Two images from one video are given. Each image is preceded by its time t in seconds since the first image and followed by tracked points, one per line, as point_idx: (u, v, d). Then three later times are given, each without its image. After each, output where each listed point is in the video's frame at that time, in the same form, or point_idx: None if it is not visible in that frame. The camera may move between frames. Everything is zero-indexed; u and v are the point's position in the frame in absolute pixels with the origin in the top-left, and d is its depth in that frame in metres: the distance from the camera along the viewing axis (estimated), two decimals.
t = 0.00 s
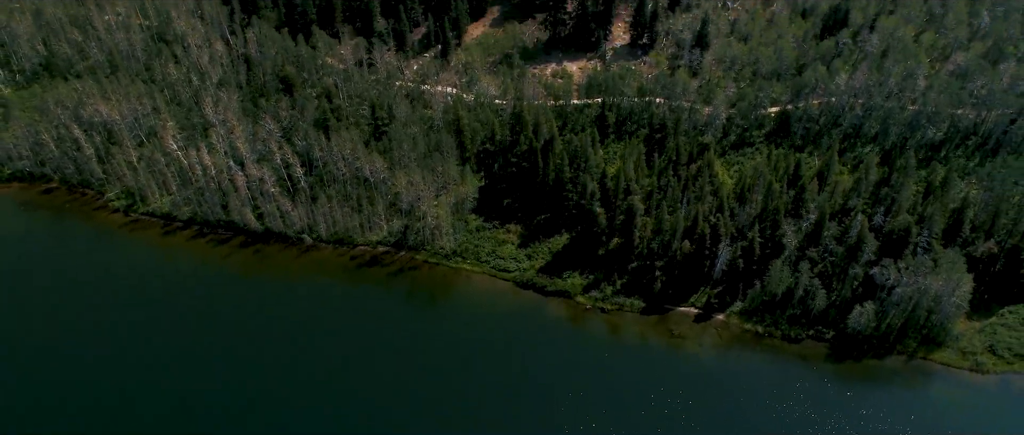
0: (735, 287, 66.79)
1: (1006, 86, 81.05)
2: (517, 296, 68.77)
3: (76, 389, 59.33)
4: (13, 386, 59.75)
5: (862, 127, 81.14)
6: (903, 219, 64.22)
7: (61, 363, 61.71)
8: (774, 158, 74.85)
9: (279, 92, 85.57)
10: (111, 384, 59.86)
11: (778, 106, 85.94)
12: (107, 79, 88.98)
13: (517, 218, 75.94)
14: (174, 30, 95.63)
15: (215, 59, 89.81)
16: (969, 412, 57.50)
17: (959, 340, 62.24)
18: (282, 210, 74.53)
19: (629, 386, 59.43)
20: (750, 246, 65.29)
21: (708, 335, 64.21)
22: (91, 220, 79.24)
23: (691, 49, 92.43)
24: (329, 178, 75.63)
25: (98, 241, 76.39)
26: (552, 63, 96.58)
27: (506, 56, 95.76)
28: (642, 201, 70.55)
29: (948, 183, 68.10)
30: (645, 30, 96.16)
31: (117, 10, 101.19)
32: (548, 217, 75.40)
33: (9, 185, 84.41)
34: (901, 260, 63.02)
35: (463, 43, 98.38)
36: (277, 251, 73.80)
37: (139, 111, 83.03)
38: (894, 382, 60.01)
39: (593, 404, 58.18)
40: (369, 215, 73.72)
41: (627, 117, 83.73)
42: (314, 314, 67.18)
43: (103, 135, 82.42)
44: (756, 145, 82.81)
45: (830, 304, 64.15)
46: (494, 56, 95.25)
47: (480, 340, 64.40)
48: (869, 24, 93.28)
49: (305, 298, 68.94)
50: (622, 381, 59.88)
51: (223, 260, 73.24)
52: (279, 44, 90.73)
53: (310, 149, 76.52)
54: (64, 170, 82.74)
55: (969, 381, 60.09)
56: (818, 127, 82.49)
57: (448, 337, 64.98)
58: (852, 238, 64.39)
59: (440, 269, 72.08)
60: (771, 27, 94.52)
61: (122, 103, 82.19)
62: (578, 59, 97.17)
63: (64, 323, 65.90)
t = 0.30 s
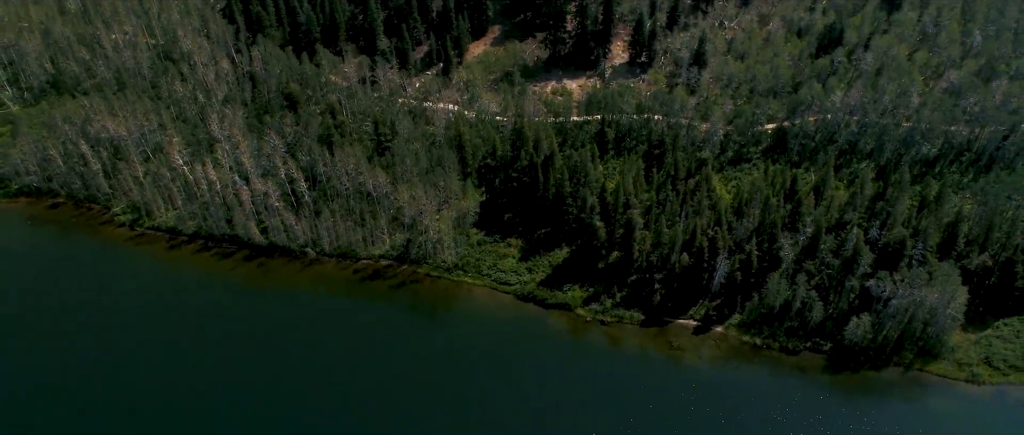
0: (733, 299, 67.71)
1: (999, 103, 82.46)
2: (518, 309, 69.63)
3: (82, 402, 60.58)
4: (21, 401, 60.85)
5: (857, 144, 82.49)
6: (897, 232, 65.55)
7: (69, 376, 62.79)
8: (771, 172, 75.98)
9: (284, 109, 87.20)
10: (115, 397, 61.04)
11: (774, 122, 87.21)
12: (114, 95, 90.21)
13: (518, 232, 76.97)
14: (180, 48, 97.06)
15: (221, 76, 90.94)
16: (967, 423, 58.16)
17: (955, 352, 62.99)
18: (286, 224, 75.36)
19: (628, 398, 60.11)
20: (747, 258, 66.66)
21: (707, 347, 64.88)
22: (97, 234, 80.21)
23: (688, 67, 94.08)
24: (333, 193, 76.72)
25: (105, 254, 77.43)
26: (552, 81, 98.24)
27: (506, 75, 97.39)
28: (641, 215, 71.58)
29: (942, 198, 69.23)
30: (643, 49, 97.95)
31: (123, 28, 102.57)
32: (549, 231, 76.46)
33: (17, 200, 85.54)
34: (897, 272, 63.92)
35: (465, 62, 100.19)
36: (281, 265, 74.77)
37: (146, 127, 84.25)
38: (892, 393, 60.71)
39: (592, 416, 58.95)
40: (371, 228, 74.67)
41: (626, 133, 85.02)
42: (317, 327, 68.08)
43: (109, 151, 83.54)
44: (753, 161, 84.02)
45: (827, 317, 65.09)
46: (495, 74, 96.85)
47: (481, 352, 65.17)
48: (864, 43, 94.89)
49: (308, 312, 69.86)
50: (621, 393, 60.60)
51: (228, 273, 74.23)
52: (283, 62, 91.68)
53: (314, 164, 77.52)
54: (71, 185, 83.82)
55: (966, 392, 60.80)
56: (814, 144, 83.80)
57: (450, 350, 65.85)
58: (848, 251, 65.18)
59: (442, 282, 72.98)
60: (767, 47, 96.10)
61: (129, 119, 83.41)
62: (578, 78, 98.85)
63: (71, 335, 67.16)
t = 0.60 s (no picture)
0: (731, 313, 68.56)
1: (992, 120, 83.77)
2: (519, 322, 70.50)
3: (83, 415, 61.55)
4: (24, 413, 61.88)
5: (853, 161, 83.76)
6: (893, 246, 66.62)
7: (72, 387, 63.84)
8: (769, 188, 77.00)
9: (289, 127, 88.69)
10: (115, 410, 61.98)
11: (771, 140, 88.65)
12: (121, 113, 91.41)
13: (519, 247, 78.00)
14: (187, 66, 98.52)
15: (227, 94, 92.30)
16: None
17: (951, 365, 63.73)
18: (290, 239, 76.37)
19: (627, 411, 60.85)
20: (746, 272, 67.80)
21: (707, 360, 65.61)
22: (103, 249, 81.17)
23: (687, 85, 95.62)
24: (336, 208, 77.77)
25: (111, 268, 78.49)
26: (552, 99, 99.80)
27: (508, 93, 98.74)
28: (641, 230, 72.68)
29: (937, 213, 70.34)
30: (642, 68, 99.52)
31: (131, 47, 103.98)
32: (549, 246, 77.54)
33: (24, 216, 86.63)
34: (893, 286, 64.68)
35: (466, 80, 101.65)
36: (285, 279, 75.71)
37: (152, 144, 85.42)
38: (890, 405, 61.47)
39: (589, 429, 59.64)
40: (375, 243, 75.83)
41: (625, 151, 86.14)
42: (319, 341, 68.97)
43: (116, 167, 84.56)
44: (751, 177, 85.14)
45: (824, 330, 65.87)
46: (496, 93, 98.38)
47: (481, 365, 65.98)
48: (859, 62, 96.40)
49: (310, 326, 70.77)
50: (621, 406, 61.31)
51: (232, 287, 75.17)
52: (288, 80, 92.89)
53: (319, 179, 78.48)
54: (78, 201, 84.88)
55: (963, 404, 61.52)
56: (811, 161, 84.99)
57: (451, 363, 66.62)
58: (844, 265, 66.45)
59: (444, 297, 73.89)
60: (763, 66, 97.68)
61: (136, 136, 84.62)
62: (578, 96, 100.46)
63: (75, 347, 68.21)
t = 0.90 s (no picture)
0: (730, 327, 69.29)
1: (985, 138, 85.11)
2: (520, 336, 71.30)
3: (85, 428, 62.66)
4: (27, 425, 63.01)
5: (849, 178, 84.99)
6: (888, 260, 67.87)
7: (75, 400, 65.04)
8: (766, 203, 78.14)
9: (293, 144, 90.00)
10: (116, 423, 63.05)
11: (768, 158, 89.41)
12: (127, 130, 92.62)
13: (520, 262, 78.99)
14: (193, 85, 100.01)
15: (233, 112, 93.66)
16: None
17: (947, 378, 64.53)
18: (294, 254, 77.35)
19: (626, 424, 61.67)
20: (743, 286, 68.74)
21: (706, 373, 66.36)
22: (109, 264, 82.17)
23: (685, 104, 97.23)
24: (339, 223, 78.78)
25: (116, 283, 79.52)
26: (552, 117, 101.30)
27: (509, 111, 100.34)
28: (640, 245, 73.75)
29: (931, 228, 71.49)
30: (640, 88, 101.23)
31: (138, 67, 105.51)
32: (550, 261, 78.54)
33: (31, 232, 87.64)
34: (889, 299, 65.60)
35: (468, 99, 103.20)
36: (288, 294, 76.62)
37: (159, 161, 86.60)
38: (889, 419, 62.27)
39: None
40: (377, 258, 76.76)
41: (624, 169, 87.46)
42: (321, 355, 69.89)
43: (122, 184, 85.72)
44: (748, 194, 86.59)
45: (822, 343, 66.54)
46: (497, 111, 99.73)
47: (481, 379, 66.82)
48: (854, 82, 97.95)
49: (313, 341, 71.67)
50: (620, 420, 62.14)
51: (236, 302, 76.13)
52: (293, 98, 94.10)
53: (322, 195, 79.68)
54: (84, 217, 85.90)
55: (959, 417, 62.28)
56: (808, 178, 86.31)
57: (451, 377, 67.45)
58: (840, 279, 67.51)
59: (445, 311, 74.78)
60: (760, 85, 99.15)
61: (142, 153, 85.84)
62: (578, 114, 102.00)
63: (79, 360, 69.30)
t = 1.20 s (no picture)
0: (729, 340, 69.99)
1: (979, 154, 86.53)
2: (522, 350, 72.16)
3: None
4: None
5: (845, 194, 86.16)
6: (885, 274, 68.44)
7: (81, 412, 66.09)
8: (764, 218, 79.25)
9: (298, 161, 91.16)
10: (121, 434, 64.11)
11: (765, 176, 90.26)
12: (134, 148, 93.97)
13: (521, 277, 79.95)
14: (199, 104, 101.54)
15: (238, 130, 95.01)
16: None
17: (945, 391, 65.36)
18: (298, 269, 78.39)
19: None
20: (742, 301, 69.27)
21: (706, 387, 67.14)
22: (115, 279, 83.18)
23: (683, 122, 98.75)
24: (343, 238, 79.98)
25: (122, 297, 80.49)
26: (552, 136, 102.74)
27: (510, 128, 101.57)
28: (640, 259, 74.86)
29: (927, 243, 72.62)
30: (640, 106, 102.79)
31: (145, 86, 107.15)
32: (551, 276, 79.47)
33: (38, 248, 88.70)
34: (886, 313, 66.57)
35: (470, 117, 104.67)
36: (292, 309, 77.51)
37: (165, 178, 87.81)
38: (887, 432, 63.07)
39: None
40: (381, 273, 77.73)
41: (624, 185, 88.50)
42: (325, 369, 70.67)
43: (129, 201, 86.97)
44: (747, 210, 87.58)
45: (820, 357, 67.51)
46: (498, 129, 101.08)
47: (483, 393, 67.58)
48: (849, 100, 99.45)
49: (316, 354, 72.49)
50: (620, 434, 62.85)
51: (240, 316, 77.02)
52: (298, 117, 95.51)
53: (326, 211, 80.75)
54: (91, 233, 87.02)
55: (957, 430, 63.11)
56: (805, 194, 87.41)
57: (454, 390, 68.16)
58: (837, 293, 68.12)
59: (448, 325, 75.67)
60: (757, 103, 100.66)
61: (149, 170, 87.12)
62: (578, 132, 103.49)
63: (86, 372, 70.28)
